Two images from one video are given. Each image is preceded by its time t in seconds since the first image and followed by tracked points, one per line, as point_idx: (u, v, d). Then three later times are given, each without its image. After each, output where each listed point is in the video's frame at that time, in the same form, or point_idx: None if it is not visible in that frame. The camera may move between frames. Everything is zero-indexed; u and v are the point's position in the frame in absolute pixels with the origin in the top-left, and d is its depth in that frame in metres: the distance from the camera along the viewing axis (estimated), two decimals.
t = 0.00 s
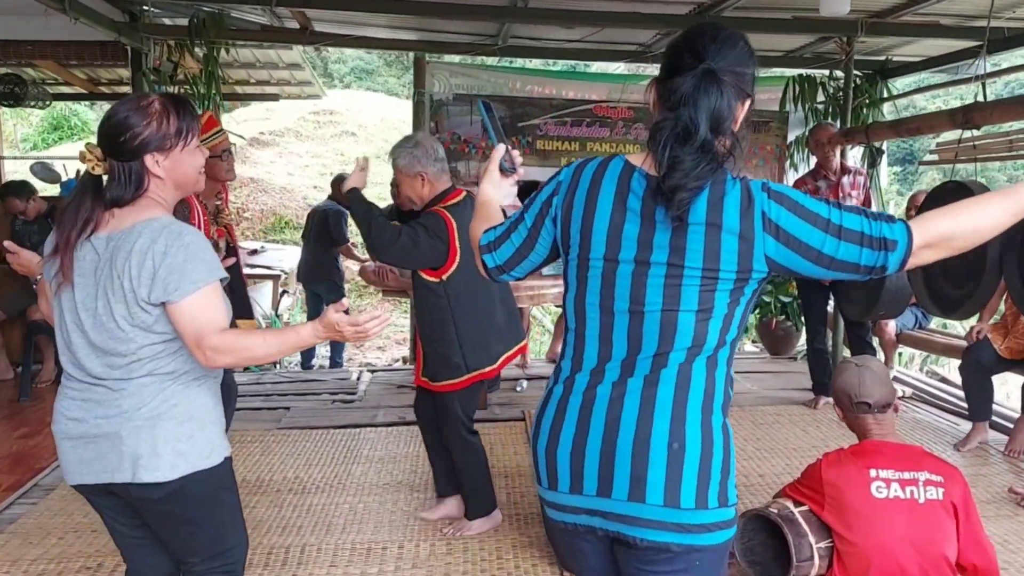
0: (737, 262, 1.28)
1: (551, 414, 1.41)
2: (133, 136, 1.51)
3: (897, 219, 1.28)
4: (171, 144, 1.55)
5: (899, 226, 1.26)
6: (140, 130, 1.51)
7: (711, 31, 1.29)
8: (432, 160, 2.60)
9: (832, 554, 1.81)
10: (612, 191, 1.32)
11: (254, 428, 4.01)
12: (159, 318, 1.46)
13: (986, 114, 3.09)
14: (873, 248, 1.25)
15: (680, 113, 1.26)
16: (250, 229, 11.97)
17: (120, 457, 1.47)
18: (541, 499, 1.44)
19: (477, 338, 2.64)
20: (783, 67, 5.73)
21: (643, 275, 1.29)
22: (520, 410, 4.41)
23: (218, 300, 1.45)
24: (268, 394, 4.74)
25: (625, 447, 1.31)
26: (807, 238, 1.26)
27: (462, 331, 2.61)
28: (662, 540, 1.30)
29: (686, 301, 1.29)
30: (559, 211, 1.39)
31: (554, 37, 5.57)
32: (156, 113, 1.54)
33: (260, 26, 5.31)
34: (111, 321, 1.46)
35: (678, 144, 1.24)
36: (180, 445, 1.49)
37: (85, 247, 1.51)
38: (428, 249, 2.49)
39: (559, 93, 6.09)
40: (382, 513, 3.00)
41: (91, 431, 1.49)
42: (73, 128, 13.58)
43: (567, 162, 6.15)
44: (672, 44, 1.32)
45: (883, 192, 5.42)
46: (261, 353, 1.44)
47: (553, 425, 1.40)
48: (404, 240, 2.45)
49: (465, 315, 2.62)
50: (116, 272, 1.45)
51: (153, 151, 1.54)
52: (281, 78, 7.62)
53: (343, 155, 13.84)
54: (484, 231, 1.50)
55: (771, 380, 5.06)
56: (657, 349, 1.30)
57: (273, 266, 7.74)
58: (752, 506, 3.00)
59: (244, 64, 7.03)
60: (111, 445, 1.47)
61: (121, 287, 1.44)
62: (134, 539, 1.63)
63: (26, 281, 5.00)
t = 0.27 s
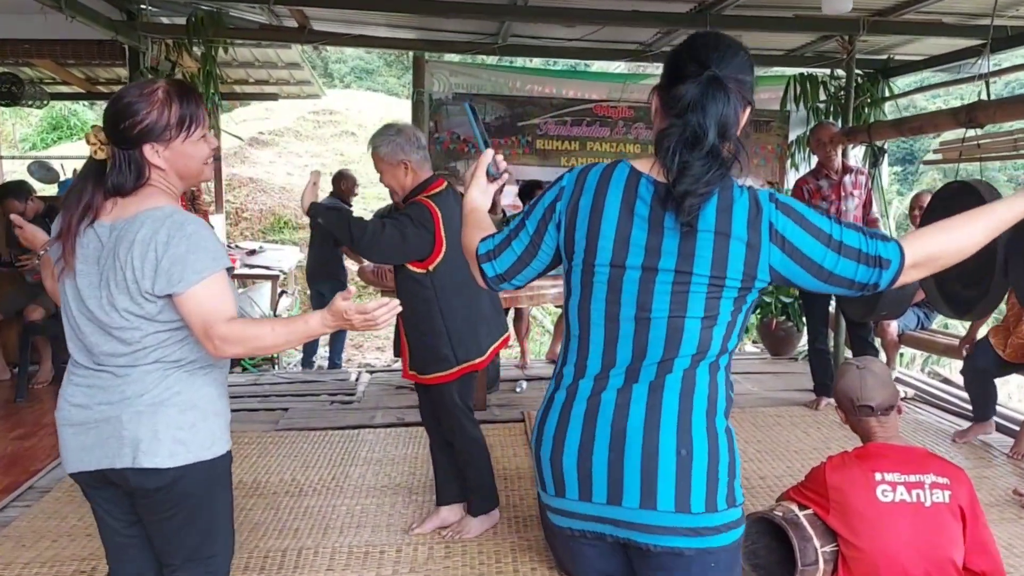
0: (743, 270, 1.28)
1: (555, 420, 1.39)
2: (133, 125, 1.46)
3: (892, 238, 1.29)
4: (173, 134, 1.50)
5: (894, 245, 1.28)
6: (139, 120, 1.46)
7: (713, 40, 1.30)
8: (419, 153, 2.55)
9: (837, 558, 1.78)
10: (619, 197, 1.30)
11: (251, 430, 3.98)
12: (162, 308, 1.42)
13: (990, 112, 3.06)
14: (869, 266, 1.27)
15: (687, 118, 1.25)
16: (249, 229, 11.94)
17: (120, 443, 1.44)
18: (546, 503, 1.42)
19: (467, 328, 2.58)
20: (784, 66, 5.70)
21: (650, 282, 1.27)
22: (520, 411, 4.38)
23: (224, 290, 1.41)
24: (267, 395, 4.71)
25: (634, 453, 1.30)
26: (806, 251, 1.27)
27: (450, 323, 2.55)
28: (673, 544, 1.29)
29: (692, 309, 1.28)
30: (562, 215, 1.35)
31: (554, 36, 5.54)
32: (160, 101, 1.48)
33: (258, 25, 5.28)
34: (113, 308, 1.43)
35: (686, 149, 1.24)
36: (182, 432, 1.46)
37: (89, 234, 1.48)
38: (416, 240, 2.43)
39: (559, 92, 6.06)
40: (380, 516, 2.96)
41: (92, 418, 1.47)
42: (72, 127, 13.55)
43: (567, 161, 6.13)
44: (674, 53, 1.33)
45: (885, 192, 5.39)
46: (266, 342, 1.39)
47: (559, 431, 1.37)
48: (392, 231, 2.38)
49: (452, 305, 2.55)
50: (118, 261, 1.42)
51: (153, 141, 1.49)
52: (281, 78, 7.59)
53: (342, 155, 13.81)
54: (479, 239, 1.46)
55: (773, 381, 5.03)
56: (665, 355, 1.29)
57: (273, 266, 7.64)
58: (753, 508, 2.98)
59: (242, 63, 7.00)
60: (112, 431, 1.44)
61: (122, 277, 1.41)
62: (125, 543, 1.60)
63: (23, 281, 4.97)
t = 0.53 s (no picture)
0: (745, 275, 1.30)
1: (558, 431, 1.38)
2: (141, 126, 1.44)
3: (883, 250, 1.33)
4: (182, 137, 1.48)
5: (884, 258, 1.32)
6: (147, 121, 1.44)
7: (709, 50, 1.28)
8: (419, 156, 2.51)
9: (840, 561, 1.77)
10: (620, 205, 1.29)
11: (250, 431, 3.97)
12: (166, 315, 1.40)
13: (993, 112, 3.04)
14: (861, 277, 1.30)
15: (685, 127, 1.24)
16: (248, 229, 11.92)
17: (121, 456, 1.41)
18: (551, 517, 1.41)
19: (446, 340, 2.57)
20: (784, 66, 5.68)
21: (655, 288, 1.27)
22: (520, 412, 4.36)
23: (232, 297, 1.38)
24: (266, 396, 4.69)
25: (650, 459, 1.30)
26: (803, 260, 1.29)
27: (432, 332, 2.54)
28: (691, 544, 1.31)
29: (696, 315, 1.29)
30: (562, 223, 1.34)
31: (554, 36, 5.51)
32: (169, 103, 1.46)
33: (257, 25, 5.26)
34: (117, 316, 1.41)
35: (686, 156, 1.24)
36: (183, 446, 1.43)
37: (96, 238, 1.46)
38: (410, 252, 2.40)
39: (559, 92, 6.05)
40: (379, 518, 2.95)
41: (96, 429, 1.45)
42: (71, 127, 13.52)
43: (567, 161, 6.11)
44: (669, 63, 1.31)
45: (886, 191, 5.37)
46: (276, 349, 1.35)
47: (563, 442, 1.36)
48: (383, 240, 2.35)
49: (437, 318, 2.54)
50: (122, 266, 1.40)
51: (160, 143, 1.47)
52: (280, 78, 7.57)
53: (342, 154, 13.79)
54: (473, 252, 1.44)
55: (774, 381, 5.01)
56: (672, 360, 1.30)
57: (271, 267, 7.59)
58: (756, 510, 2.96)
59: (241, 63, 6.98)
60: (114, 443, 1.42)
61: (126, 282, 1.39)
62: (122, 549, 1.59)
63: (21, 282, 4.95)
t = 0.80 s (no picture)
0: (746, 258, 1.32)
1: (564, 421, 1.36)
2: (140, 119, 1.44)
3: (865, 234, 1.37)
4: (181, 130, 1.47)
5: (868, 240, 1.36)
6: (146, 114, 1.44)
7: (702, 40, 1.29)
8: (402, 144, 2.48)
9: (835, 564, 1.76)
10: (621, 191, 1.29)
11: (246, 432, 3.96)
12: (159, 314, 1.39)
13: (991, 112, 3.03)
14: (849, 260, 1.33)
15: (681, 112, 1.25)
16: (247, 229, 11.91)
17: (106, 452, 1.41)
18: (552, 519, 1.38)
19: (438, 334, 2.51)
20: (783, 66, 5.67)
21: (659, 275, 1.28)
22: (517, 413, 4.35)
23: (227, 296, 1.36)
24: (263, 397, 4.69)
25: (662, 443, 1.31)
26: (800, 245, 1.32)
27: (421, 329, 2.48)
28: (701, 529, 1.32)
29: (700, 299, 1.30)
30: (560, 212, 1.33)
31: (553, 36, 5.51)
32: (166, 96, 1.46)
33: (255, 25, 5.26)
34: (112, 314, 1.40)
35: (684, 143, 1.24)
36: (162, 449, 1.41)
37: (96, 233, 1.46)
38: (393, 240, 2.35)
39: (557, 92, 6.04)
40: (376, 520, 2.94)
41: (87, 424, 1.44)
42: (70, 127, 13.51)
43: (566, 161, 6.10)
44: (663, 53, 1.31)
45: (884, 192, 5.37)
46: (269, 353, 1.32)
47: (567, 433, 1.35)
48: (364, 226, 2.29)
49: (425, 310, 2.49)
50: (118, 263, 1.39)
51: (160, 137, 1.46)
52: (278, 77, 7.56)
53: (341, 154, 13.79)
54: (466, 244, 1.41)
55: (771, 382, 5.00)
56: (678, 346, 1.30)
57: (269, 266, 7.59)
58: (753, 511, 2.95)
59: (240, 63, 6.97)
60: (97, 438, 1.42)
61: (122, 279, 1.38)
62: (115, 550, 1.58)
63: (18, 282, 4.95)
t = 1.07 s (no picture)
0: (758, 278, 1.37)
1: (580, 444, 1.39)
2: (161, 113, 1.42)
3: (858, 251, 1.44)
4: (206, 124, 1.47)
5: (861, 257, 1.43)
6: (167, 109, 1.42)
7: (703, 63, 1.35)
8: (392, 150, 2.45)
9: (833, 565, 1.76)
10: (634, 215, 1.31)
11: (244, 432, 3.96)
12: (149, 316, 1.39)
13: (990, 112, 3.03)
14: (847, 278, 1.40)
15: (691, 134, 1.30)
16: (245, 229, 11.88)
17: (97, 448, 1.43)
18: (565, 538, 1.43)
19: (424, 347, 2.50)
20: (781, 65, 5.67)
21: (676, 298, 1.32)
22: (515, 413, 4.35)
23: (217, 300, 1.34)
24: (261, 396, 4.68)
25: (679, 466, 1.36)
26: (800, 259, 1.38)
27: (410, 338, 2.48)
28: (710, 548, 1.39)
29: (715, 320, 1.35)
30: (571, 235, 1.33)
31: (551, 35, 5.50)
32: (192, 91, 1.46)
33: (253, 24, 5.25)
34: (109, 312, 1.42)
35: (697, 166, 1.29)
36: (149, 448, 1.41)
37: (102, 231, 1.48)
38: (380, 250, 2.34)
39: (555, 91, 6.04)
40: (374, 520, 2.94)
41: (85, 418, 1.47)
42: (68, 126, 13.48)
43: (564, 160, 6.09)
44: (665, 72, 1.36)
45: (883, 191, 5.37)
46: (257, 355, 1.29)
47: (583, 456, 1.39)
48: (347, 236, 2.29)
49: (414, 316, 2.48)
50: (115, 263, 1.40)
51: (188, 129, 1.45)
52: (276, 77, 7.55)
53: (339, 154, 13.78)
54: (472, 270, 1.39)
55: (770, 382, 5.01)
56: (695, 368, 1.35)
57: (267, 265, 7.58)
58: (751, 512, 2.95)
59: (238, 62, 6.96)
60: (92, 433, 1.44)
61: (116, 280, 1.39)
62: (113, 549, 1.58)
63: (16, 282, 4.94)
